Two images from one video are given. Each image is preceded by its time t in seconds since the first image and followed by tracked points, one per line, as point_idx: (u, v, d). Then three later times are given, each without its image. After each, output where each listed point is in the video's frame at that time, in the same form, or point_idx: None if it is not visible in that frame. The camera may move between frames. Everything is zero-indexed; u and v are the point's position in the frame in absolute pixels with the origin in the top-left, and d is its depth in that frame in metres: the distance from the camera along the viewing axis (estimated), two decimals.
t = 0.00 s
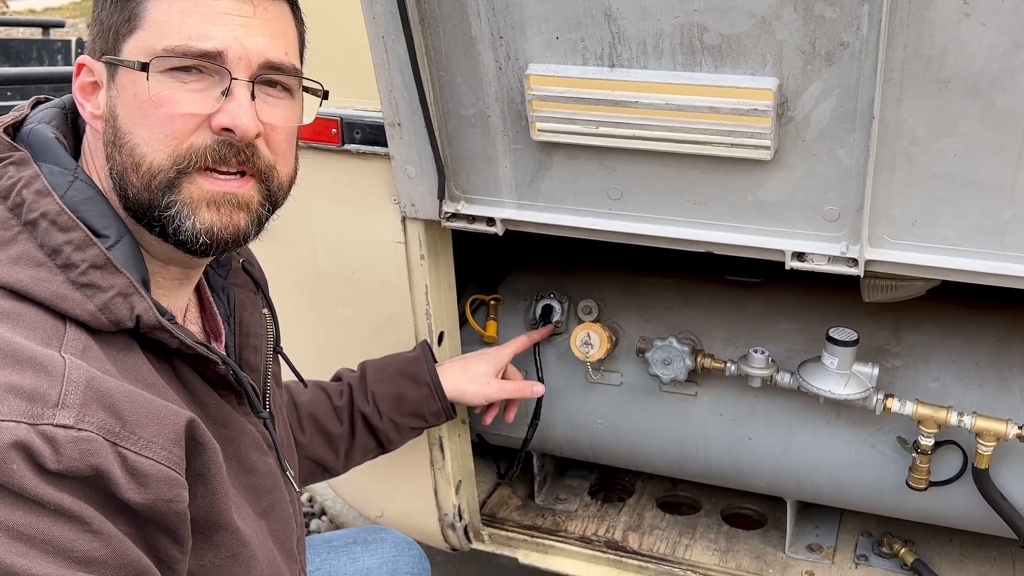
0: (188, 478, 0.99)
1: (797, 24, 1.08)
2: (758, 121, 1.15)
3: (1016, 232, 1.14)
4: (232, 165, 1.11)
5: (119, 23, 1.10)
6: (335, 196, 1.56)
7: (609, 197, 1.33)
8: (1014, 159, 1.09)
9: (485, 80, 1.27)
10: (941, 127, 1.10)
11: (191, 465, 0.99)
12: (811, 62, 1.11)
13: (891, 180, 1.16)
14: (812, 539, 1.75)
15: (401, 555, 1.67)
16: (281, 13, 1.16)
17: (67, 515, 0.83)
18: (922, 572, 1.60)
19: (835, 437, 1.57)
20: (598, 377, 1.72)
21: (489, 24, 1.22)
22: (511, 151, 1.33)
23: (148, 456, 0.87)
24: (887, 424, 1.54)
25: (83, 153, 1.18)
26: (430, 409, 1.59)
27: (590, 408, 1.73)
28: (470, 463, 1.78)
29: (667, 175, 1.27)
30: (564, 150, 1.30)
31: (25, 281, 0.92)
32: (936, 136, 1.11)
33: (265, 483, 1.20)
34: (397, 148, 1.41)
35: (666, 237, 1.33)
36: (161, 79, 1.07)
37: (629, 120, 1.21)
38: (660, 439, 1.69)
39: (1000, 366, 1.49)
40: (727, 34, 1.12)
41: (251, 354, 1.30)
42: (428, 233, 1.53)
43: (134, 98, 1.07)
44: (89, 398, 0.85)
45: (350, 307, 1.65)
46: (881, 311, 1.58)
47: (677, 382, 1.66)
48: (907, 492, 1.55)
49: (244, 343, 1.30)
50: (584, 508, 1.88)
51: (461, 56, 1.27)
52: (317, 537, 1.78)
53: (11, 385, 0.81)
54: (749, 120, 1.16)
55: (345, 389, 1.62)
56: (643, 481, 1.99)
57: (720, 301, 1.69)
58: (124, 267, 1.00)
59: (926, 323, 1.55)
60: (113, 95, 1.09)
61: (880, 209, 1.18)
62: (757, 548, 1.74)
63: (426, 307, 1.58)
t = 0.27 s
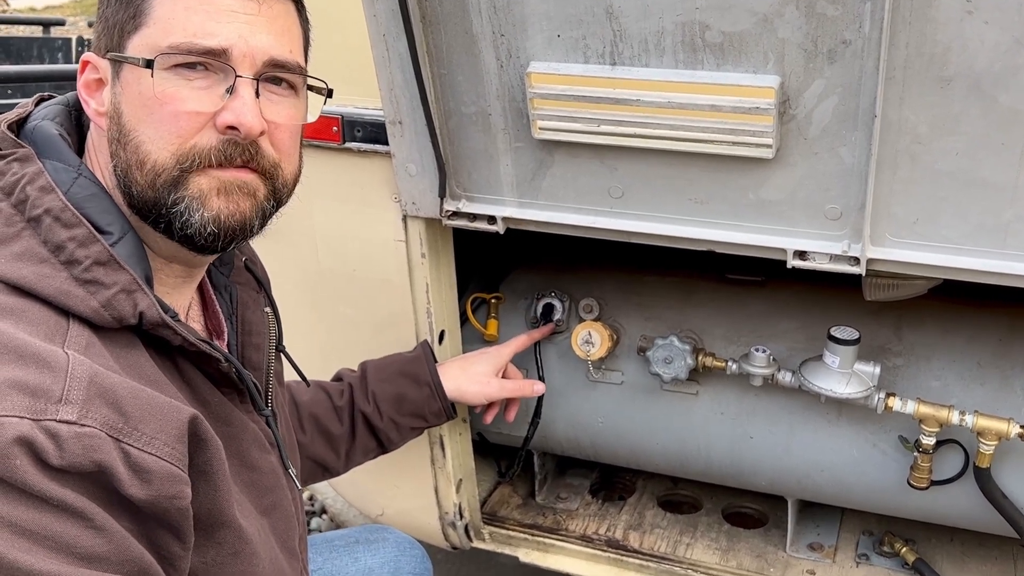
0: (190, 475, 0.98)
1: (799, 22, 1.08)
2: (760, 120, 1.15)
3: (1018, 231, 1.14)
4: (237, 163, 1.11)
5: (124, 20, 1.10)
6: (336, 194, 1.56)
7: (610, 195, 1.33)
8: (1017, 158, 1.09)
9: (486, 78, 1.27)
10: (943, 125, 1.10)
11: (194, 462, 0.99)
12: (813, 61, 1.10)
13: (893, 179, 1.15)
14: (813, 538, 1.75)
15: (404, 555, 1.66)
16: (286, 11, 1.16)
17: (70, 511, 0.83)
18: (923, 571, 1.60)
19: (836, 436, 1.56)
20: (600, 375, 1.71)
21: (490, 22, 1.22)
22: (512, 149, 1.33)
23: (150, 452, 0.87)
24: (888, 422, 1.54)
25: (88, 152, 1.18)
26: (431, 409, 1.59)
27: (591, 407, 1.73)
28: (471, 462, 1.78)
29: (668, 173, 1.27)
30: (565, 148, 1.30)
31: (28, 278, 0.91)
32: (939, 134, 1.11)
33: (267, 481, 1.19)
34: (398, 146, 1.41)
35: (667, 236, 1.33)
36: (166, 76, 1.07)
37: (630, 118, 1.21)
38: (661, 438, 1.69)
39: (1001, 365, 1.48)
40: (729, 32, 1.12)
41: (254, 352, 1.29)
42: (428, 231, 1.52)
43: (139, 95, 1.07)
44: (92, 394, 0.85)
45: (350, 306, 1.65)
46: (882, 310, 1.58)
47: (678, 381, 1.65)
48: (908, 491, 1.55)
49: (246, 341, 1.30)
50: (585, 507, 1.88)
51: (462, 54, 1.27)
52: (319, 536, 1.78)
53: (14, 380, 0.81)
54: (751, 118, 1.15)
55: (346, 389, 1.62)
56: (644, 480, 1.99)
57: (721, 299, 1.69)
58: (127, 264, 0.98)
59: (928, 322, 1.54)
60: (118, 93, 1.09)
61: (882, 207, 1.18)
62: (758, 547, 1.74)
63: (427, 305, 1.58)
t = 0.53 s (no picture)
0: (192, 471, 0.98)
1: (801, 19, 1.08)
2: (762, 117, 1.15)
3: (1020, 229, 1.13)
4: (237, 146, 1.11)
5: (119, 11, 1.10)
6: (336, 191, 1.56)
7: (611, 193, 1.32)
8: (1018, 156, 1.09)
9: (487, 75, 1.27)
10: (945, 123, 1.09)
11: (196, 459, 0.99)
12: (815, 58, 1.10)
13: (895, 177, 1.15)
14: (814, 537, 1.75)
15: (406, 555, 1.66)
16: None
17: (72, 507, 0.83)
18: (924, 570, 1.60)
19: (837, 435, 1.56)
20: (600, 373, 1.71)
21: (490, 19, 1.22)
22: (513, 147, 1.33)
23: (152, 448, 0.87)
24: (889, 421, 1.53)
25: (88, 148, 1.18)
26: (433, 411, 1.59)
27: (591, 406, 1.73)
28: (471, 460, 1.77)
29: (669, 171, 1.27)
30: (566, 146, 1.30)
31: (29, 275, 0.91)
32: (941, 132, 1.10)
33: (269, 479, 1.19)
34: (398, 144, 1.40)
35: (669, 234, 1.33)
36: (163, 62, 1.07)
37: (631, 116, 1.21)
38: (662, 436, 1.69)
39: (1003, 364, 1.48)
40: (730, 29, 1.11)
41: (257, 350, 1.30)
42: (429, 229, 1.52)
43: (137, 83, 1.07)
44: (94, 390, 0.85)
45: (349, 304, 1.65)
46: (884, 309, 1.57)
47: (679, 380, 1.65)
48: (909, 490, 1.55)
49: (249, 339, 1.30)
50: (585, 505, 1.88)
51: (462, 52, 1.27)
52: (320, 535, 1.78)
53: (15, 376, 0.81)
54: (752, 116, 1.15)
55: (348, 390, 1.62)
56: (645, 478, 1.98)
57: (722, 298, 1.69)
58: (128, 260, 0.99)
59: (929, 321, 1.54)
60: (116, 84, 1.09)
61: (883, 206, 1.18)
62: (758, 546, 1.74)
63: (427, 305, 1.58)
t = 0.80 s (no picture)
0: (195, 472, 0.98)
1: (801, 18, 1.07)
2: (761, 117, 1.14)
3: (1021, 229, 1.13)
4: (242, 157, 1.11)
5: (131, 13, 1.09)
6: (336, 190, 1.55)
7: (610, 191, 1.32)
8: (1019, 155, 1.08)
9: (486, 74, 1.26)
10: (946, 122, 1.09)
11: (199, 459, 0.99)
12: (815, 57, 1.10)
13: (895, 176, 1.15)
14: (814, 536, 1.74)
15: (407, 555, 1.66)
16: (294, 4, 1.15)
17: (74, 507, 0.82)
18: (924, 569, 1.59)
19: (837, 434, 1.56)
20: (600, 372, 1.71)
21: (489, 18, 1.21)
22: (512, 146, 1.32)
23: (155, 449, 0.87)
24: (890, 420, 1.53)
25: (94, 146, 1.17)
26: (433, 411, 1.59)
27: (592, 405, 1.72)
28: (470, 459, 1.77)
29: (669, 170, 1.27)
30: (565, 145, 1.29)
31: (33, 273, 0.91)
32: (942, 131, 1.10)
33: (271, 480, 1.19)
34: (398, 142, 1.40)
35: (668, 233, 1.32)
36: (172, 68, 1.06)
37: (631, 114, 1.20)
38: (662, 435, 1.68)
39: (1003, 363, 1.48)
40: (729, 28, 1.11)
41: (259, 351, 1.30)
42: (428, 227, 1.52)
43: (145, 88, 1.07)
44: (97, 390, 0.85)
45: (350, 303, 1.65)
46: (884, 307, 1.57)
47: (679, 379, 1.65)
48: (910, 489, 1.55)
49: (251, 339, 1.30)
50: (585, 504, 1.88)
51: (462, 51, 1.26)
52: (320, 535, 1.78)
53: (18, 376, 0.81)
54: (752, 115, 1.14)
55: (349, 389, 1.61)
56: (645, 477, 1.98)
57: (722, 297, 1.68)
58: (132, 260, 0.98)
59: (929, 320, 1.54)
60: (123, 86, 1.08)
61: (884, 205, 1.17)
62: (758, 545, 1.73)
63: (427, 303, 1.58)
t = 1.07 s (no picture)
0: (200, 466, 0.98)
1: (801, 15, 1.07)
2: (761, 114, 1.14)
3: (1022, 226, 1.13)
4: (247, 151, 1.10)
5: (134, 9, 1.09)
6: (336, 187, 1.55)
7: (611, 189, 1.32)
8: (1019, 152, 1.08)
9: (486, 71, 1.26)
10: (947, 119, 1.09)
11: (205, 453, 0.99)
12: (816, 54, 1.09)
13: (896, 173, 1.15)
14: (813, 534, 1.74)
15: (408, 553, 1.66)
16: None
17: (82, 500, 0.82)
18: (924, 567, 1.59)
19: (837, 431, 1.56)
20: (600, 370, 1.71)
21: (489, 14, 1.21)
22: (513, 143, 1.32)
23: (162, 442, 0.87)
24: (890, 418, 1.52)
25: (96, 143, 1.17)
26: (433, 407, 1.59)
27: (591, 402, 1.72)
28: (470, 456, 1.77)
29: (669, 168, 1.27)
30: (566, 142, 1.29)
31: (39, 267, 0.91)
32: (942, 128, 1.10)
33: (275, 476, 1.19)
34: (398, 140, 1.40)
35: (668, 231, 1.32)
36: (177, 63, 1.06)
37: (631, 111, 1.20)
38: (662, 433, 1.68)
39: (1003, 361, 1.48)
40: (730, 25, 1.11)
41: (262, 346, 1.29)
42: (428, 226, 1.52)
43: (149, 83, 1.06)
44: (104, 382, 0.85)
45: (349, 301, 1.65)
46: (884, 305, 1.57)
47: (679, 377, 1.65)
48: (909, 487, 1.55)
49: (255, 335, 1.29)
50: (585, 502, 1.88)
51: (462, 47, 1.26)
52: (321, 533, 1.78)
53: (24, 368, 0.81)
54: (753, 112, 1.14)
55: (348, 385, 1.61)
56: (644, 475, 1.98)
57: (722, 294, 1.68)
58: (138, 253, 0.98)
59: (929, 317, 1.54)
60: (127, 82, 1.08)
61: (884, 202, 1.17)
62: (758, 543, 1.73)
63: (426, 300, 1.58)
